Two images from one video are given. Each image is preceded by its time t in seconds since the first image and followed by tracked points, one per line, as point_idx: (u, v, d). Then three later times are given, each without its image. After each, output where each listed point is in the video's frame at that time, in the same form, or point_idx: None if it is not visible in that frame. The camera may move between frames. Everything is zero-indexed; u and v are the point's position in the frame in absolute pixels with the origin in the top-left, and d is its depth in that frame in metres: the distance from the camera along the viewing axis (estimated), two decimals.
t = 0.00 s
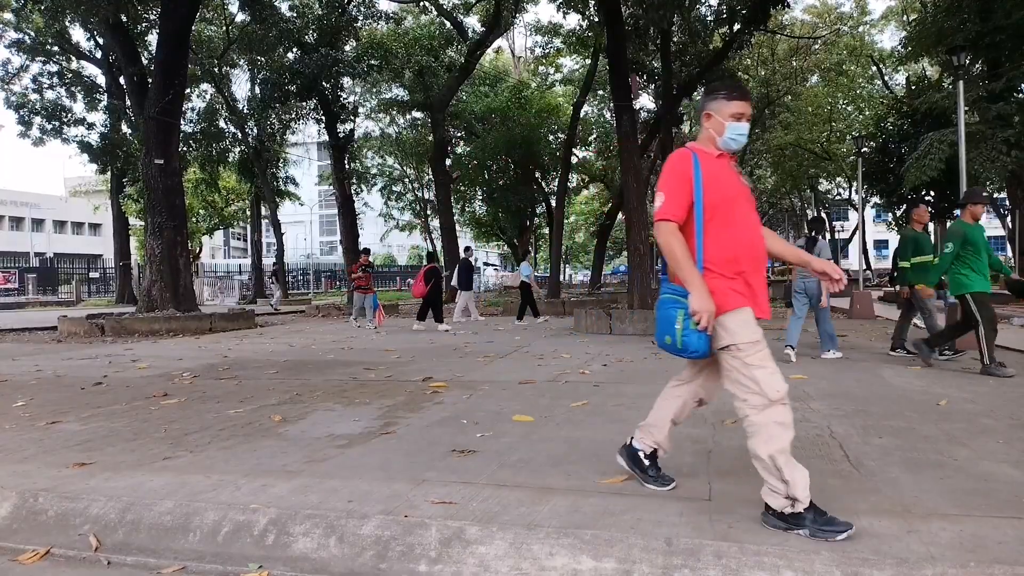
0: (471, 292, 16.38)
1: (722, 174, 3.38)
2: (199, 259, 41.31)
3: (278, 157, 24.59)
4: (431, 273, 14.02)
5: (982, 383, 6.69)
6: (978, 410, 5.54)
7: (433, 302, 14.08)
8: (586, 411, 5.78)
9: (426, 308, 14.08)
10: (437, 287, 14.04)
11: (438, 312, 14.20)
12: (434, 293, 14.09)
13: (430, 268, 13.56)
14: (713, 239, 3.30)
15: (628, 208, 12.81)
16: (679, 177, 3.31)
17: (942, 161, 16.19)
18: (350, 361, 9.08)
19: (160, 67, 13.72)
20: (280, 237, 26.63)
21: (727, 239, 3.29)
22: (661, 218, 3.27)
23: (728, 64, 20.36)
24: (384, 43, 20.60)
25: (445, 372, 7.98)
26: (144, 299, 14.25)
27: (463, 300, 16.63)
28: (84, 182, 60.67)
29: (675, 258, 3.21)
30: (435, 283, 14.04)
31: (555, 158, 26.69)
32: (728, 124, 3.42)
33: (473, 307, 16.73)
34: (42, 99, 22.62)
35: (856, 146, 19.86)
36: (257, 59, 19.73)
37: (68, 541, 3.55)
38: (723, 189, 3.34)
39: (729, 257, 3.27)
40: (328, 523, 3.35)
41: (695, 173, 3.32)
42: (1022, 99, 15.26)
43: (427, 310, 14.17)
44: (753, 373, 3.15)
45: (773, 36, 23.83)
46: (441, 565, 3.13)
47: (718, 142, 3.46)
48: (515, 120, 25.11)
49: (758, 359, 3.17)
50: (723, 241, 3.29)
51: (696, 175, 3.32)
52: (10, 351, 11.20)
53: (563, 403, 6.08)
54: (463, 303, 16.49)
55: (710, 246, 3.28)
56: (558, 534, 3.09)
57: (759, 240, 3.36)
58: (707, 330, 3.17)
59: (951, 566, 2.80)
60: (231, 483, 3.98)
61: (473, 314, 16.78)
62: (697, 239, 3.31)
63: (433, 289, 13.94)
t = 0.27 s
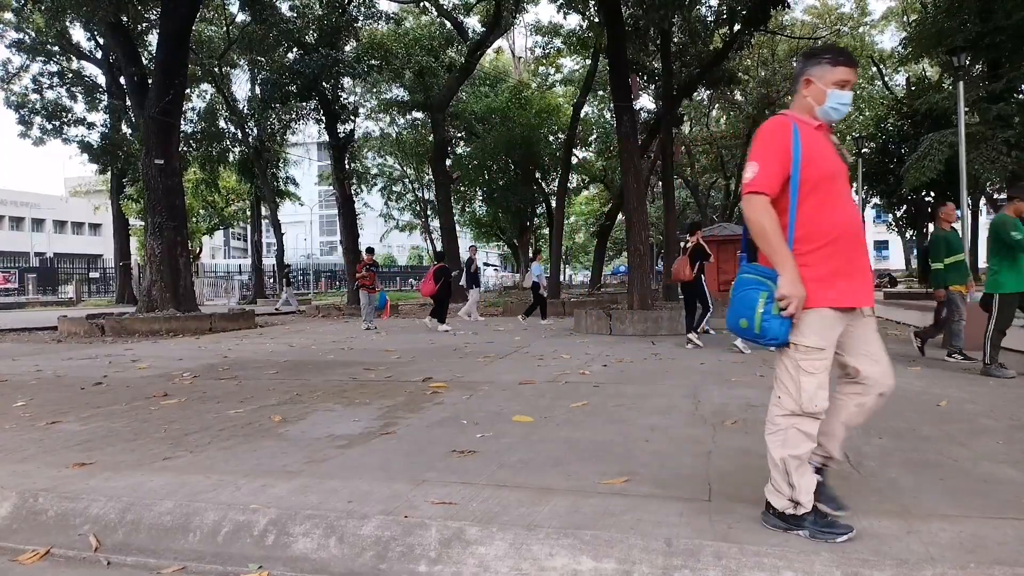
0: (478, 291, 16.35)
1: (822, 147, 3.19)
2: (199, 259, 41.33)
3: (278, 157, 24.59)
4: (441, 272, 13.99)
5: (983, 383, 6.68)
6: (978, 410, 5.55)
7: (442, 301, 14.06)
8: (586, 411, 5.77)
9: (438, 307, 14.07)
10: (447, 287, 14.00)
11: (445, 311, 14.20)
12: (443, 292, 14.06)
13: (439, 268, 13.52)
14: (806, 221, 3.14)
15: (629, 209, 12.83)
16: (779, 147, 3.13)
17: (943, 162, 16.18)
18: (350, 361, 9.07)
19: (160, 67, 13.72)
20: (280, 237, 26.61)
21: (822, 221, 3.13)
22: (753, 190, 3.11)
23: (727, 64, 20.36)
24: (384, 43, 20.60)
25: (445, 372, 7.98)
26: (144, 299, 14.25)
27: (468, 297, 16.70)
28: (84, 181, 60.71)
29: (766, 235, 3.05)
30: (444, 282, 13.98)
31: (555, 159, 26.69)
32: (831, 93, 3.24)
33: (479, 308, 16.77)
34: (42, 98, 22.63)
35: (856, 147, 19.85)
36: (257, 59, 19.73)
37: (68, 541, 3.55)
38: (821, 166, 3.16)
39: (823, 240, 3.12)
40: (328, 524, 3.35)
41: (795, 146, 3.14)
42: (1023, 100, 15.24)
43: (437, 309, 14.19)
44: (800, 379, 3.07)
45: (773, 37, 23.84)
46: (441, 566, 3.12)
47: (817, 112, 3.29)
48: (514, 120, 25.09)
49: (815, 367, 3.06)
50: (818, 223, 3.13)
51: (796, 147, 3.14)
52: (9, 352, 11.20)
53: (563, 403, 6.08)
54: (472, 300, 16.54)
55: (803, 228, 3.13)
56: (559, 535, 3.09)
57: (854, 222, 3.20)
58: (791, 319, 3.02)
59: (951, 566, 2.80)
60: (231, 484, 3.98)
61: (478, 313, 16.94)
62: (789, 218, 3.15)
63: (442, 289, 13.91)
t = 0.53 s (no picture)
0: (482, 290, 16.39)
1: (944, 149, 2.99)
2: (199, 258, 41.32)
3: (278, 157, 24.59)
4: (447, 272, 13.98)
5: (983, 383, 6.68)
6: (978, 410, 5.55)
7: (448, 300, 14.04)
8: (586, 411, 5.77)
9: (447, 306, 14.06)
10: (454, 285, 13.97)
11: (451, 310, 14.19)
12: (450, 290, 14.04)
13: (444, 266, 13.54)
14: (925, 225, 2.92)
15: (629, 209, 12.85)
16: (905, 142, 2.90)
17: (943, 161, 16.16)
18: (350, 361, 9.06)
19: (160, 66, 13.70)
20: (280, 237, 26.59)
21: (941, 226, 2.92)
22: (870, 189, 2.88)
23: (728, 63, 20.34)
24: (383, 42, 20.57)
25: (445, 372, 7.97)
26: (144, 298, 14.25)
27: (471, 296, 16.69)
28: (84, 181, 60.71)
29: (887, 235, 2.81)
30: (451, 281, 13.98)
31: (555, 158, 26.67)
32: (956, 94, 3.10)
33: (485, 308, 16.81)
34: (42, 98, 22.62)
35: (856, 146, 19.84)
36: (257, 58, 19.73)
37: (69, 541, 3.55)
38: (944, 169, 2.94)
39: (943, 247, 2.90)
40: (328, 523, 3.35)
41: (921, 142, 2.92)
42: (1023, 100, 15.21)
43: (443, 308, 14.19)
44: (866, 389, 2.94)
45: (774, 37, 23.84)
46: (441, 565, 3.12)
47: (940, 113, 3.15)
48: (514, 120, 25.05)
49: (886, 381, 2.92)
50: (937, 229, 2.92)
51: (923, 144, 2.92)
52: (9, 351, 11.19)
53: (563, 403, 6.07)
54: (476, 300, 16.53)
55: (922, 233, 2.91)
56: (559, 534, 3.09)
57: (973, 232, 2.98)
58: (906, 330, 2.78)
59: (951, 566, 2.80)
60: (231, 483, 3.98)
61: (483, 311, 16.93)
62: (910, 220, 2.92)
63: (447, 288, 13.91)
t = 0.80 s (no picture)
0: (487, 289, 16.48)
1: None
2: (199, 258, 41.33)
3: (278, 156, 24.59)
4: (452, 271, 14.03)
5: (983, 383, 6.68)
6: (978, 410, 5.55)
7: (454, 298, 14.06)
8: (586, 410, 5.77)
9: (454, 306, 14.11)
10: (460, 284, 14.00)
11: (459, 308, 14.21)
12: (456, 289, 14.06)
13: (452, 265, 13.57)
14: None
15: (629, 208, 12.85)
16: None
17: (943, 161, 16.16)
18: (350, 360, 9.06)
19: (160, 65, 13.70)
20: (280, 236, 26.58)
21: None
22: (1013, 165, 2.79)
23: (727, 63, 20.33)
24: (383, 41, 20.74)
25: (445, 371, 7.96)
26: (145, 298, 14.25)
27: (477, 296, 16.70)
28: (84, 181, 60.70)
29: None
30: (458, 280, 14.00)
31: (555, 158, 26.65)
32: None
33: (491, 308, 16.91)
34: (42, 97, 22.62)
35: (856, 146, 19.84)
36: (257, 58, 19.72)
37: (69, 540, 3.55)
38: None
39: None
40: (329, 522, 3.35)
41: None
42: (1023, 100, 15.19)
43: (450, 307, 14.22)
44: None
45: (774, 36, 23.85)
46: (442, 564, 3.12)
47: None
48: (514, 120, 25.02)
49: None
50: None
51: None
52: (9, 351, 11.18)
53: (563, 403, 6.07)
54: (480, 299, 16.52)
55: None
56: (559, 534, 3.09)
57: None
58: None
59: (951, 565, 2.80)
60: (231, 483, 3.98)
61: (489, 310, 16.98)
62: None
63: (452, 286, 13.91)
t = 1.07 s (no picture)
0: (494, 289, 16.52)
1: None
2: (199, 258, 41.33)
3: (277, 156, 24.60)
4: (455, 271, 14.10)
5: (982, 383, 6.68)
6: (977, 409, 5.55)
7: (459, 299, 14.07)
8: (586, 410, 5.77)
9: (460, 305, 14.14)
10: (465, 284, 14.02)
11: (466, 309, 14.23)
12: (462, 289, 14.09)
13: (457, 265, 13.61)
14: None
15: (629, 208, 12.85)
16: None
17: (943, 161, 16.16)
18: (349, 360, 9.06)
19: (159, 65, 13.69)
20: (280, 237, 26.53)
21: None
22: None
23: (727, 63, 20.32)
24: (385, 41, 20.51)
25: (445, 371, 7.96)
26: (145, 297, 14.26)
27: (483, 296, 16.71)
28: (84, 181, 60.66)
29: None
30: (463, 280, 14.02)
31: (555, 157, 26.66)
32: None
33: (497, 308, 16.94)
34: (42, 97, 22.62)
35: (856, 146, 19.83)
36: (256, 57, 19.71)
37: (69, 540, 3.56)
38: None
39: None
40: (329, 522, 3.35)
41: None
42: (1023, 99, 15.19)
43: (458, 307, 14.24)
44: None
45: (773, 36, 23.85)
46: (442, 564, 3.13)
47: None
48: (514, 120, 24.97)
49: None
50: None
51: None
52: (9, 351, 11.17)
53: (563, 402, 6.07)
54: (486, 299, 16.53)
55: None
56: (559, 533, 3.10)
57: None
58: None
59: (950, 565, 2.80)
60: (231, 482, 3.98)
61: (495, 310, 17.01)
62: None
63: (457, 286, 13.93)
